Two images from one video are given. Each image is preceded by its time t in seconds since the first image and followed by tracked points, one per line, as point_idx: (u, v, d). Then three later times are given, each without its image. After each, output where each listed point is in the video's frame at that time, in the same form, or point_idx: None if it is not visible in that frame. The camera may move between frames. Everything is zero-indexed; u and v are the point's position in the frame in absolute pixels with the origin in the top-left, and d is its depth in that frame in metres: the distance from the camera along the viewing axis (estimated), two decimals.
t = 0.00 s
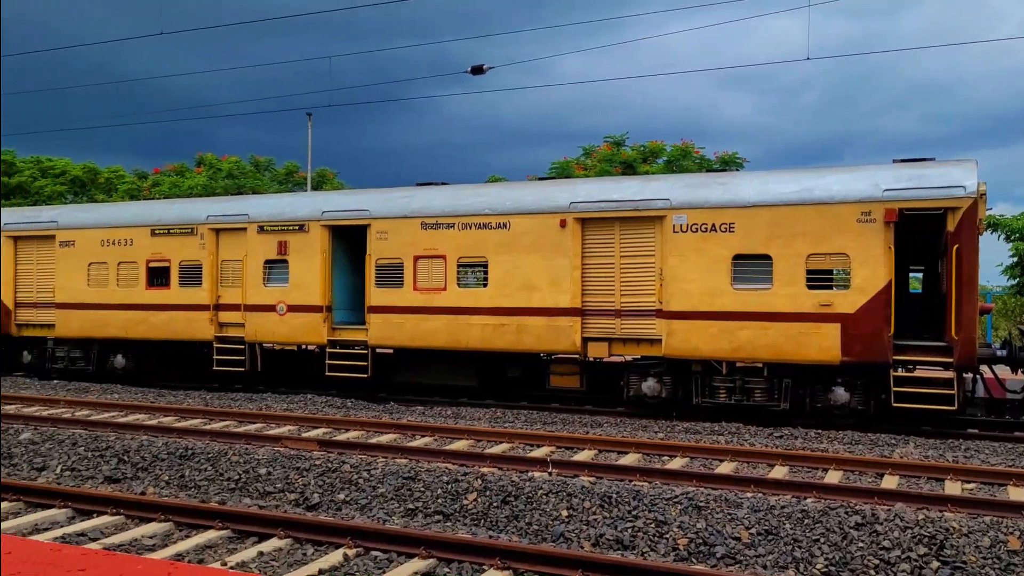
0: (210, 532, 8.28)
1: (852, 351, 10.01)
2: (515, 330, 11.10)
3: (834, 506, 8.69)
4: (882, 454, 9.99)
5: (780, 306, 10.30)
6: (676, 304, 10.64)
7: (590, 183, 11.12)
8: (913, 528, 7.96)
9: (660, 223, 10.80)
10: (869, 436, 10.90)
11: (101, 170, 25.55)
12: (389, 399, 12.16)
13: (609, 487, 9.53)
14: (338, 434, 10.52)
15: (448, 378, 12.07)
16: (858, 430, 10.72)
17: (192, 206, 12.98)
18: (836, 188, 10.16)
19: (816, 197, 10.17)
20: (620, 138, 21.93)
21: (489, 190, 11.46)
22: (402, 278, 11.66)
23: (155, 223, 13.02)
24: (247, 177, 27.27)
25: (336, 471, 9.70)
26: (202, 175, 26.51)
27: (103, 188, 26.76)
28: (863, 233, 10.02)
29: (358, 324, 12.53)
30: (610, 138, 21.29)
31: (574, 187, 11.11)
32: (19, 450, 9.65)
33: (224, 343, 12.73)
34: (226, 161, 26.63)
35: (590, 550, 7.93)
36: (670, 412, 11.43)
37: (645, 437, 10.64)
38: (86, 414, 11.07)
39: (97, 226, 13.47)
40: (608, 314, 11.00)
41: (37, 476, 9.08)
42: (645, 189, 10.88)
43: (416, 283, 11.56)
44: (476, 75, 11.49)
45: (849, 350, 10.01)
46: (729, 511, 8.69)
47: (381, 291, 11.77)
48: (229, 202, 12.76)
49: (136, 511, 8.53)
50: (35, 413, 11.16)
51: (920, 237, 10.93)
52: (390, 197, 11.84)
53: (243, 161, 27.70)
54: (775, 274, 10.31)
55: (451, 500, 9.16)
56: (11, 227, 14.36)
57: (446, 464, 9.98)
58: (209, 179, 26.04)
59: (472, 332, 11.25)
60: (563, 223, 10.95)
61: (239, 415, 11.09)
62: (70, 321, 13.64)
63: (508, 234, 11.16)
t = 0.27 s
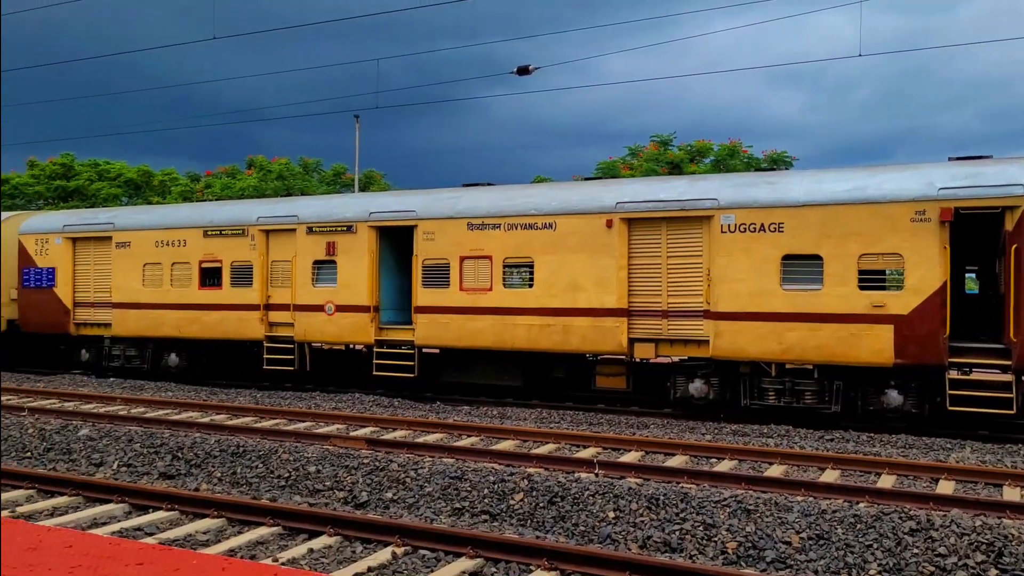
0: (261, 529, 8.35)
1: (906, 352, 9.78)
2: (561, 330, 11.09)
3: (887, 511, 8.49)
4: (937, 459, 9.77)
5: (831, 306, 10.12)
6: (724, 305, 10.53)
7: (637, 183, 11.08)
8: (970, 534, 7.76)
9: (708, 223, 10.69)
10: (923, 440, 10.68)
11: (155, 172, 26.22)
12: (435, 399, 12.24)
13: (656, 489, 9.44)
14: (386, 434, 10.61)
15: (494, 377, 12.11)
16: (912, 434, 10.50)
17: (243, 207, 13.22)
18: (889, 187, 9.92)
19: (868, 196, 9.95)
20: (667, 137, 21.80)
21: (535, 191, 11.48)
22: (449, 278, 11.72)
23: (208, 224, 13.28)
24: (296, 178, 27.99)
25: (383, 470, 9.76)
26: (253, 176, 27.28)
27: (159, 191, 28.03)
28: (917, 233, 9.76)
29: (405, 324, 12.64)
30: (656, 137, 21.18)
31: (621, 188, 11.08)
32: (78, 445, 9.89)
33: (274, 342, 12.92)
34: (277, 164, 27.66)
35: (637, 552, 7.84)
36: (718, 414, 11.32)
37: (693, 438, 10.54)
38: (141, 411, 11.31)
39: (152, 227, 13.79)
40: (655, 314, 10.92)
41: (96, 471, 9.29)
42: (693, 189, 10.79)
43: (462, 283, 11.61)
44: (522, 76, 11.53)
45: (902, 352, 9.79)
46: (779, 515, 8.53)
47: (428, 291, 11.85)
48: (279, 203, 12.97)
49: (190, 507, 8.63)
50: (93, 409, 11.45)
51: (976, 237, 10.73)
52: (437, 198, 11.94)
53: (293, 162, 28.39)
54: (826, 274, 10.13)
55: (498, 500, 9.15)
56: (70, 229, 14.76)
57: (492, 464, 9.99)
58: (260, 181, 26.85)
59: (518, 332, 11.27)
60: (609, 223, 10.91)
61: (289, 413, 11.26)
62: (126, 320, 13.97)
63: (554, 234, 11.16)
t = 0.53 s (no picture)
0: (305, 527, 8.40)
1: (954, 355, 9.56)
2: (601, 331, 11.07)
3: (936, 517, 8.30)
4: (987, 464, 9.55)
5: (877, 308, 9.92)
6: (766, 306, 10.40)
7: (679, 183, 11.02)
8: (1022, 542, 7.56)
9: (751, 223, 10.57)
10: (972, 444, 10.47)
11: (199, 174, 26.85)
12: (475, 399, 12.30)
13: (698, 492, 9.34)
14: (426, 434, 10.67)
15: (534, 378, 12.11)
16: (961, 438, 10.30)
17: (287, 209, 13.39)
18: (937, 186, 9.69)
19: (915, 195, 9.74)
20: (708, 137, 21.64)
21: (575, 192, 11.47)
22: (489, 278, 11.76)
23: (252, 225, 13.48)
24: (337, 180, 28.45)
25: (424, 470, 9.80)
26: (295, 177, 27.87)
27: (204, 193, 29.47)
28: (966, 233, 9.50)
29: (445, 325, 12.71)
30: (697, 137, 21.05)
31: (662, 188, 11.03)
32: (127, 442, 10.08)
33: (316, 342, 13.07)
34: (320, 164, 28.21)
35: (679, 556, 7.72)
36: (760, 417, 11.20)
37: (735, 441, 10.45)
38: (187, 410, 11.50)
39: (198, 229, 14.02)
40: (696, 315, 10.83)
41: (144, 468, 9.45)
42: (735, 188, 10.69)
43: (502, 284, 11.65)
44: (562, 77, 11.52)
45: (950, 355, 9.56)
46: (824, 520, 8.37)
47: (468, 291, 11.90)
48: (321, 205, 13.12)
49: (236, 504, 8.71)
50: (140, 407, 11.68)
51: None
52: (478, 199, 12.00)
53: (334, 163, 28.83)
54: (872, 275, 9.94)
55: (539, 501, 9.11)
56: (118, 230, 15.07)
57: (533, 464, 9.97)
58: (302, 182, 27.36)
59: (558, 333, 11.28)
60: (650, 223, 10.85)
61: (331, 413, 11.38)
62: (172, 320, 14.22)
63: (595, 235, 11.13)
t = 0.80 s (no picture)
0: (342, 526, 8.42)
1: (998, 358, 9.36)
2: (636, 332, 11.03)
3: (980, 523, 8.13)
4: None
5: (918, 310, 9.74)
6: (804, 308, 10.28)
7: (715, 184, 10.94)
8: None
9: (788, 224, 10.45)
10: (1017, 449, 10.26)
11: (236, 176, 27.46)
12: (510, 400, 12.33)
13: (735, 495, 9.22)
14: (462, 434, 10.71)
15: (569, 380, 12.11)
16: (1005, 443, 10.10)
17: (323, 211, 13.52)
18: (981, 186, 9.48)
19: (958, 195, 9.53)
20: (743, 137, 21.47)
21: (610, 192, 11.43)
22: (523, 280, 11.78)
23: (289, 227, 13.62)
24: (373, 181, 28.80)
25: (460, 471, 9.81)
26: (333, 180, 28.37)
27: (241, 195, 30.39)
28: (1010, 233, 9.28)
29: (480, 325, 12.75)
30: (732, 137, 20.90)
31: (697, 188, 10.96)
32: (168, 441, 10.23)
33: (351, 343, 13.18)
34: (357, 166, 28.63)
35: (716, 559, 7.62)
36: (798, 420, 11.10)
37: (772, 444, 10.34)
38: (226, 409, 11.65)
39: (236, 230, 14.21)
40: (733, 317, 10.74)
41: (185, 467, 9.58)
42: (773, 189, 10.57)
43: (537, 285, 11.65)
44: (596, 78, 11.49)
45: (994, 358, 9.37)
46: (864, 524, 8.23)
47: (503, 292, 11.92)
48: (358, 207, 13.23)
49: (274, 503, 8.76)
50: (180, 406, 11.85)
51: None
52: (512, 201, 12.02)
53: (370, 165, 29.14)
54: (913, 276, 9.76)
55: (574, 502, 9.06)
56: (159, 232, 15.32)
57: (568, 466, 9.94)
58: (339, 184, 27.74)
59: (593, 334, 11.27)
60: (686, 224, 10.79)
61: (367, 413, 11.47)
62: (211, 320, 14.42)
63: (629, 236, 11.09)
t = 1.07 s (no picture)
0: (375, 526, 8.43)
1: None
2: (668, 334, 10.98)
3: (1022, 529, 7.95)
4: None
5: (956, 311, 9.53)
6: (839, 309, 10.13)
7: (749, 184, 10.84)
8: None
9: (823, 224, 10.31)
10: None
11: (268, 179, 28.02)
12: (542, 402, 12.36)
13: (769, 498, 9.10)
14: (493, 435, 10.73)
15: (600, 381, 12.10)
16: None
17: (355, 212, 13.62)
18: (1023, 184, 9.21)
19: (999, 195, 9.28)
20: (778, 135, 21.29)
21: (642, 193, 11.38)
22: (555, 281, 11.79)
23: (322, 229, 13.74)
24: (406, 182, 29.04)
25: (492, 471, 9.81)
26: (366, 182, 28.66)
27: (275, 198, 31.31)
28: None
29: (511, 326, 12.78)
30: (766, 136, 20.72)
31: (730, 189, 10.87)
32: (204, 440, 10.36)
33: (383, 343, 13.27)
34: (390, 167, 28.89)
35: (750, 563, 7.51)
36: (833, 423, 11.00)
37: (807, 447, 10.24)
38: (260, 409, 11.76)
39: (270, 232, 14.35)
40: (767, 318, 10.64)
41: (220, 466, 9.68)
42: (807, 189, 10.44)
43: (568, 286, 11.67)
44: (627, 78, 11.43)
45: None
46: (902, 529, 8.08)
47: (534, 293, 11.95)
48: (389, 208, 13.31)
49: (308, 502, 8.80)
50: (216, 406, 12.00)
51: None
52: (543, 202, 12.02)
53: (401, 166, 29.35)
54: (951, 277, 9.55)
55: (606, 504, 8.99)
56: (195, 234, 15.51)
57: (600, 468, 9.89)
58: (371, 186, 28.01)
59: (625, 336, 11.25)
60: (718, 225, 10.70)
61: (399, 413, 11.54)
62: (246, 321, 14.57)
63: (661, 237, 11.04)
